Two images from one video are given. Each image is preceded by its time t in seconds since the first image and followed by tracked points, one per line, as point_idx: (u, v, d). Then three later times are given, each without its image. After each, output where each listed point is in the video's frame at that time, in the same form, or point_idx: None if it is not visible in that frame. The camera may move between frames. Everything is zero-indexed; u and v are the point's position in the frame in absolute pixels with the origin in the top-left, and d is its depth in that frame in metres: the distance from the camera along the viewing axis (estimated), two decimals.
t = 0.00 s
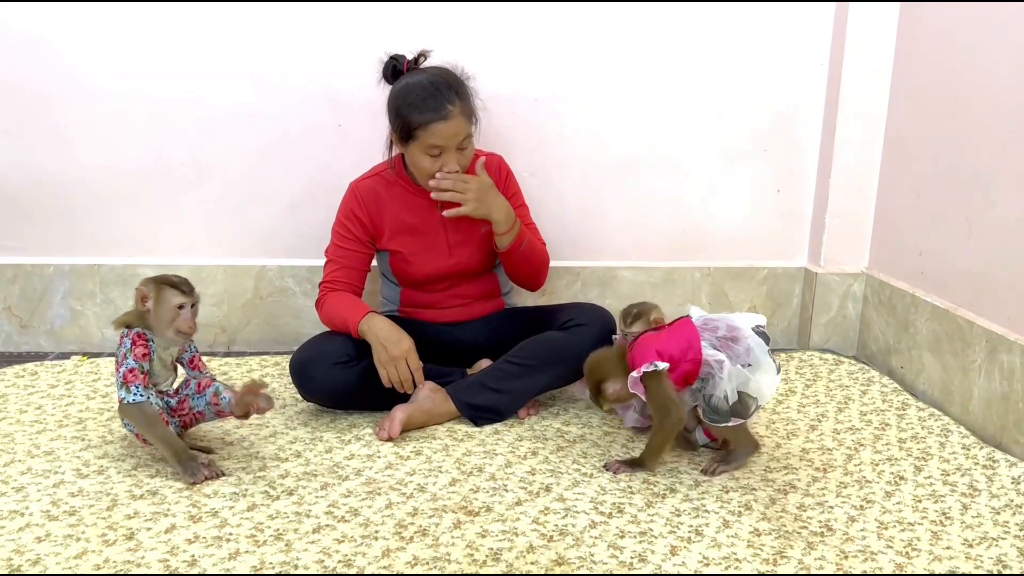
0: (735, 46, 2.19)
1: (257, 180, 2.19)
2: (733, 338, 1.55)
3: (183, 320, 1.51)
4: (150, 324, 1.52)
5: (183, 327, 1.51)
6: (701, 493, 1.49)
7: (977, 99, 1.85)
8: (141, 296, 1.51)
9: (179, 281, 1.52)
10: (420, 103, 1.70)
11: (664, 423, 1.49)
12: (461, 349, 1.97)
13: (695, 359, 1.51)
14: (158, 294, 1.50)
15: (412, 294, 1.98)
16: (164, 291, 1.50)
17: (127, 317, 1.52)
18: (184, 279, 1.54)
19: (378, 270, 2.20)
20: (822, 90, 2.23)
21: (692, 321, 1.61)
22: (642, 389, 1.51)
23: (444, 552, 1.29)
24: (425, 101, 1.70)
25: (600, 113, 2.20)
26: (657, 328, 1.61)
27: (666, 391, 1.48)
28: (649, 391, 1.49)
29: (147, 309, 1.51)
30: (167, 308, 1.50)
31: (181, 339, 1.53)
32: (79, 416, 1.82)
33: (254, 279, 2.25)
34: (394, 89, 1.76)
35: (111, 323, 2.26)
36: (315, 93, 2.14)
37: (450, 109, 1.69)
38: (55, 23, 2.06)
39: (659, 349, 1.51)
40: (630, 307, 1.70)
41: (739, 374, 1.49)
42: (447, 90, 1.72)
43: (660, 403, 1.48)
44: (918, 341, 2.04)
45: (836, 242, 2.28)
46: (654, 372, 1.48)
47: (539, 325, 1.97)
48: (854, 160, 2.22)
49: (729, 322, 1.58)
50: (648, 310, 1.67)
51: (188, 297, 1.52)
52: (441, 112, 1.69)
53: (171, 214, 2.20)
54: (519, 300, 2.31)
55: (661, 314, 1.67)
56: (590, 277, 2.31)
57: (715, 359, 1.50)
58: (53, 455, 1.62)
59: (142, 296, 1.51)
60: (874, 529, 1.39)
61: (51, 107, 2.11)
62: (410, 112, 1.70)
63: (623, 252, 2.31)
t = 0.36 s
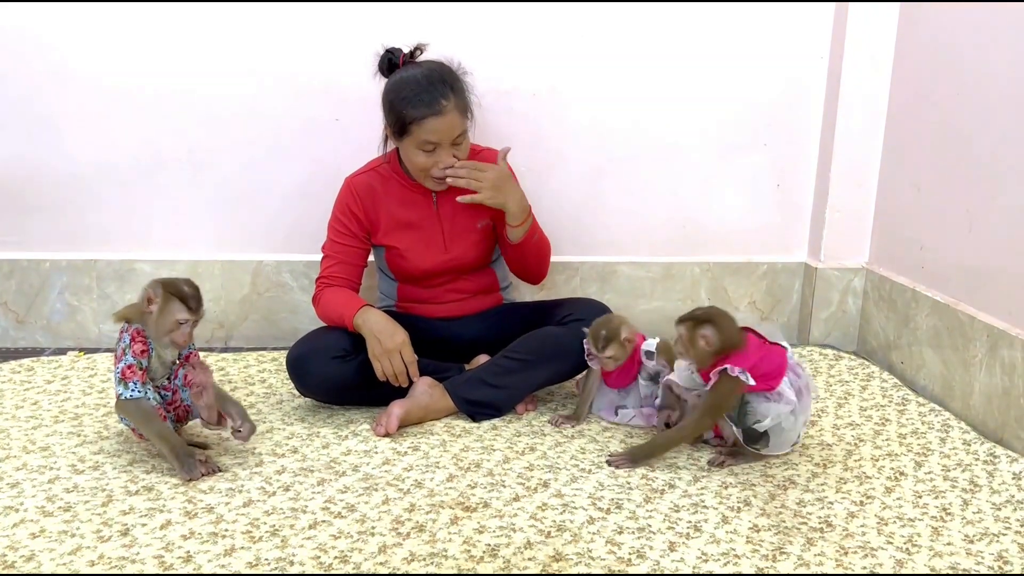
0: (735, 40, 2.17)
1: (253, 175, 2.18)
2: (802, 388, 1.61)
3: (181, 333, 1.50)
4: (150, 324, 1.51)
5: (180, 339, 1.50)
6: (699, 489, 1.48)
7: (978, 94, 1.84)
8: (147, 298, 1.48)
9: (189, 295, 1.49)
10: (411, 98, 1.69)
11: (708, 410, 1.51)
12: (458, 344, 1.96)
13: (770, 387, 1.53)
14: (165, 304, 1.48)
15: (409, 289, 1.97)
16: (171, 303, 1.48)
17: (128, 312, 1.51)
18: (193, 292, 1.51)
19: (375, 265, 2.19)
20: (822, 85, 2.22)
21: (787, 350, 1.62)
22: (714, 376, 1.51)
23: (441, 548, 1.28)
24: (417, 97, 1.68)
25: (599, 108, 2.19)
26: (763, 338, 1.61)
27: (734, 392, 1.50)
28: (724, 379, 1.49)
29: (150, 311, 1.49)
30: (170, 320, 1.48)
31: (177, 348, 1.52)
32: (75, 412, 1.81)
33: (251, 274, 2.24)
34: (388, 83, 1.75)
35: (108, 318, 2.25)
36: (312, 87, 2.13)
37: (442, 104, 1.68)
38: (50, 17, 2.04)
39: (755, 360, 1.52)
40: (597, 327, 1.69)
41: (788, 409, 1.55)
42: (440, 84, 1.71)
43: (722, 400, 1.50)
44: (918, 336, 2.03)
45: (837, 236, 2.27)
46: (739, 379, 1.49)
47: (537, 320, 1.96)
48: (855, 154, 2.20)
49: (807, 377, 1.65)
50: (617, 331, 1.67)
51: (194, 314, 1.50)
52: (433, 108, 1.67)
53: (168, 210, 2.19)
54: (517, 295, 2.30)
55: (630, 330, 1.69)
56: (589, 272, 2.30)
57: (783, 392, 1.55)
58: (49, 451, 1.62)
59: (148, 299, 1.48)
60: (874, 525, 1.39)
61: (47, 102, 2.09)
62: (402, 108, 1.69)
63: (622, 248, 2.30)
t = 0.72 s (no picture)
0: (735, 36, 2.17)
1: (253, 172, 2.17)
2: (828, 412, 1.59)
3: (193, 304, 1.56)
4: (152, 322, 1.52)
5: (194, 310, 1.56)
6: (699, 487, 1.48)
7: (978, 90, 1.84)
8: (145, 293, 1.50)
9: (172, 272, 1.55)
10: (410, 89, 1.69)
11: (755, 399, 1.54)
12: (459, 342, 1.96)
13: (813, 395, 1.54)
14: (164, 288, 1.51)
15: (410, 287, 1.97)
16: (169, 283, 1.52)
17: (122, 313, 1.51)
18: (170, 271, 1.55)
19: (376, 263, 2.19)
20: (822, 81, 2.21)
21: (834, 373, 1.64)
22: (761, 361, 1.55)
23: (440, 546, 1.28)
24: (416, 87, 1.69)
25: (599, 105, 2.19)
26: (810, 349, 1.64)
27: (788, 385, 1.53)
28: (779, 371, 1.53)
29: (151, 307, 1.51)
30: (178, 297, 1.53)
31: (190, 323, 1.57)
32: (75, 409, 1.81)
33: (251, 272, 2.24)
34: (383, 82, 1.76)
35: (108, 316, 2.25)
36: (311, 84, 2.13)
37: (441, 91, 1.69)
38: (48, 14, 2.04)
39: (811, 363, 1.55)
40: (581, 303, 1.63)
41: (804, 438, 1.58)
42: (436, 71, 1.72)
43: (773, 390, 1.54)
44: (919, 334, 2.03)
45: (837, 234, 2.26)
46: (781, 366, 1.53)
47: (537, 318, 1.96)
48: (855, 151, 2.20)
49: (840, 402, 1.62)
50: (604, 305, 1.62)
51: (189, 281, 1.56)
52: (433, 95, 1.68)
53: (167, 207, 2.19)
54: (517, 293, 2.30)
55: (615, 310, 1.65)
56: (588, 270, 2.29)
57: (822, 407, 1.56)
58: (48, 448, 1.62)
59: (145, 294, 1.50)
60: (873, 522, 1.38)
61: (45, 99, 2.09)
62: (403, 100, 1.70)
63: (621, 246, 2.30)
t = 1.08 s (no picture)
0: (737, 34, 2.17)
1: (256, 170, 2.18)
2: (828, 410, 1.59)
3: (202, 295, 1.56)
4: (161, 319, 1.53)
5: (203, 299, 1.57)
6: (702, 484, 1.48)
7: (981, 86, 1.83)
8: (152, 295, 1.49)
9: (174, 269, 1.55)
10: (425, 78, 1.70)
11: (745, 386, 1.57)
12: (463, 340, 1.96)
13: (802, 387, 1.55)
14: (168, 284, 1.51)
15: (414, 285, 1.97)
16: (172, 278, 1.52)
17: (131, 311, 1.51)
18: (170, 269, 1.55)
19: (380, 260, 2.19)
20: (824, 79, 2.21)
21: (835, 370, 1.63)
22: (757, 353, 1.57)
23: (444, 542, 1.28)
24: (430, 75, 1.70)
25: (601, 103, 2.19)
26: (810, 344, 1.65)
27: (775, 375, 1.54)
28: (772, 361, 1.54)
29: (160, 305, 1.51)
30: (185, 289, 1.53)
31: (202, 314, 1.58)
32: (79, 407, 1.81)
33: (255, 270, 2.24)
34: (394, 75, 1.76)
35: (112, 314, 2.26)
36: (314, 83, 2.13)
37: (455, 78, 1.71)
38: (52, 14, 2.04)
39: (803, 357, 1.56)
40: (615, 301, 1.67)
41: (800, 432, 1.57)
42: (448, 60, 1.73)
43: (764, 379, 1.55)
44: (922, 331, 2.03)
45: (840, 231, 2.26)
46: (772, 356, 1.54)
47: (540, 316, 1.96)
48: (858, 150, 2.20)
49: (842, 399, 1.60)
50: (633, 308, 1.64)
51: (191, 273, 1.56)
52: (448, 82, 1.70)
53: (171, 206, 2.19)
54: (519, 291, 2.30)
55: (647, 318, 1.64)
56: (591, 268, 2.30)
57: (815, 400, 1.56)
58: (53, 446, 1.63)
59: (152, 294, 1.50)
60: (877, 519, 1.38)
61: (49, 98, 2.10)
62: (417, 89, 1.71)
63: (624, 244, 2.30)
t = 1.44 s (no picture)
0: (740, 35, 2.17)
1: (259, 172, 2.18)
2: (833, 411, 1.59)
3: (215, 302, 1.57)
4: (178, 319, 1.56)
5: (216, 309, 1.58)
6: (706, 483, 1.49)
7: (984, 85, 1.83)
8: (164, 295, 1.53)
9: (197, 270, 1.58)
10: (430, 74, 1.72)
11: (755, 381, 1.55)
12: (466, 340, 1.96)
13: (808, 387, 1.56)
14: (183, 286, 1.54)
15: (418, 285, 1.97)
16: (188, 281, 1.55)
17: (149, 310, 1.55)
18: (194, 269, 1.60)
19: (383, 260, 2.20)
20: (827, 79, 2.21)
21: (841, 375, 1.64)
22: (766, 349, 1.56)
23: (449, 542, 1.29)
24: (434, 71, 1.72)
25: (604, 104, 2.19)
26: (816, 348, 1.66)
27: (779, 374, 1.55)
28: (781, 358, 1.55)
29: (173, 305, 1.54)
30: (198, 294, 1.55)
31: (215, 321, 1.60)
32: (84, 408, 1.82)
33: (258, 270, 2.24)
34: (398, 76, 1.77)
35: (116, 315, 2.26)
36: (317, 85, 2.14)
37: (459, 72, 1.72)
38: (56, 15, 2.05)
39: (811, 357, 1.57)
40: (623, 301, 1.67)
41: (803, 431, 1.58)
42: (451, 55, 1.75)
43: (770, 378, 1.55)
44: (925, 330, 2.03)
45: (843, 230, 2.26)
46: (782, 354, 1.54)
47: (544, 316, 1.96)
48: (861, 151, 2.20)
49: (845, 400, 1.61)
50: (644, 308, 1.64)
51: (211, 279, 1.58)
52: (452, 76, 1.71)
53: (175, 207, 2.20)
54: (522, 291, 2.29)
55: (655, 318, 1.65)
56: (594, 267, 2.30)
57: (821, 401, 1.56)
58: (59, 446, 1.63)
59: (166, 294, 1.53)
60: (881, 519, 1.39)
61: (53, 100, 2.10)
62: (422, 85, 1.71)
63: (626, 244, 2.30)
